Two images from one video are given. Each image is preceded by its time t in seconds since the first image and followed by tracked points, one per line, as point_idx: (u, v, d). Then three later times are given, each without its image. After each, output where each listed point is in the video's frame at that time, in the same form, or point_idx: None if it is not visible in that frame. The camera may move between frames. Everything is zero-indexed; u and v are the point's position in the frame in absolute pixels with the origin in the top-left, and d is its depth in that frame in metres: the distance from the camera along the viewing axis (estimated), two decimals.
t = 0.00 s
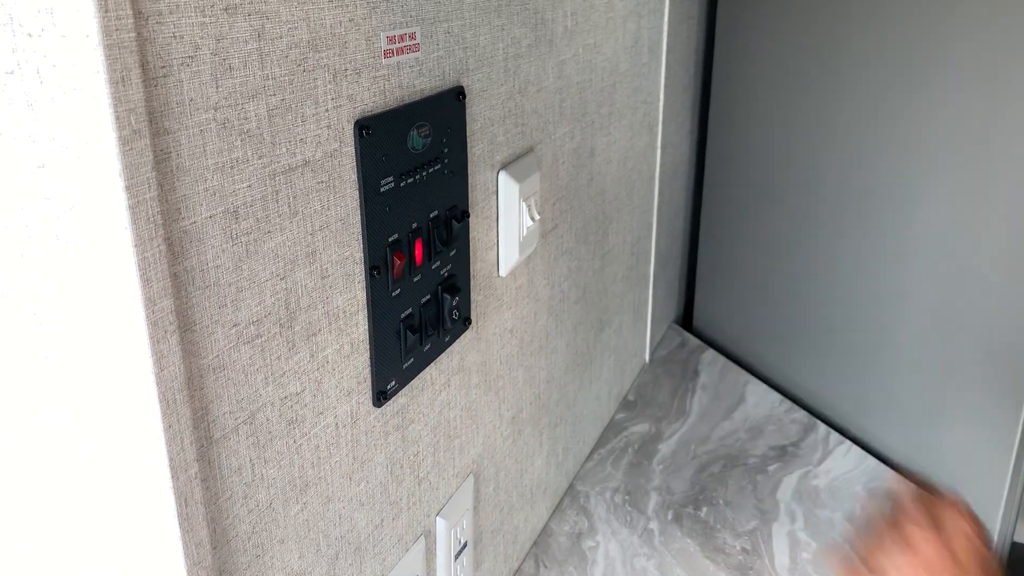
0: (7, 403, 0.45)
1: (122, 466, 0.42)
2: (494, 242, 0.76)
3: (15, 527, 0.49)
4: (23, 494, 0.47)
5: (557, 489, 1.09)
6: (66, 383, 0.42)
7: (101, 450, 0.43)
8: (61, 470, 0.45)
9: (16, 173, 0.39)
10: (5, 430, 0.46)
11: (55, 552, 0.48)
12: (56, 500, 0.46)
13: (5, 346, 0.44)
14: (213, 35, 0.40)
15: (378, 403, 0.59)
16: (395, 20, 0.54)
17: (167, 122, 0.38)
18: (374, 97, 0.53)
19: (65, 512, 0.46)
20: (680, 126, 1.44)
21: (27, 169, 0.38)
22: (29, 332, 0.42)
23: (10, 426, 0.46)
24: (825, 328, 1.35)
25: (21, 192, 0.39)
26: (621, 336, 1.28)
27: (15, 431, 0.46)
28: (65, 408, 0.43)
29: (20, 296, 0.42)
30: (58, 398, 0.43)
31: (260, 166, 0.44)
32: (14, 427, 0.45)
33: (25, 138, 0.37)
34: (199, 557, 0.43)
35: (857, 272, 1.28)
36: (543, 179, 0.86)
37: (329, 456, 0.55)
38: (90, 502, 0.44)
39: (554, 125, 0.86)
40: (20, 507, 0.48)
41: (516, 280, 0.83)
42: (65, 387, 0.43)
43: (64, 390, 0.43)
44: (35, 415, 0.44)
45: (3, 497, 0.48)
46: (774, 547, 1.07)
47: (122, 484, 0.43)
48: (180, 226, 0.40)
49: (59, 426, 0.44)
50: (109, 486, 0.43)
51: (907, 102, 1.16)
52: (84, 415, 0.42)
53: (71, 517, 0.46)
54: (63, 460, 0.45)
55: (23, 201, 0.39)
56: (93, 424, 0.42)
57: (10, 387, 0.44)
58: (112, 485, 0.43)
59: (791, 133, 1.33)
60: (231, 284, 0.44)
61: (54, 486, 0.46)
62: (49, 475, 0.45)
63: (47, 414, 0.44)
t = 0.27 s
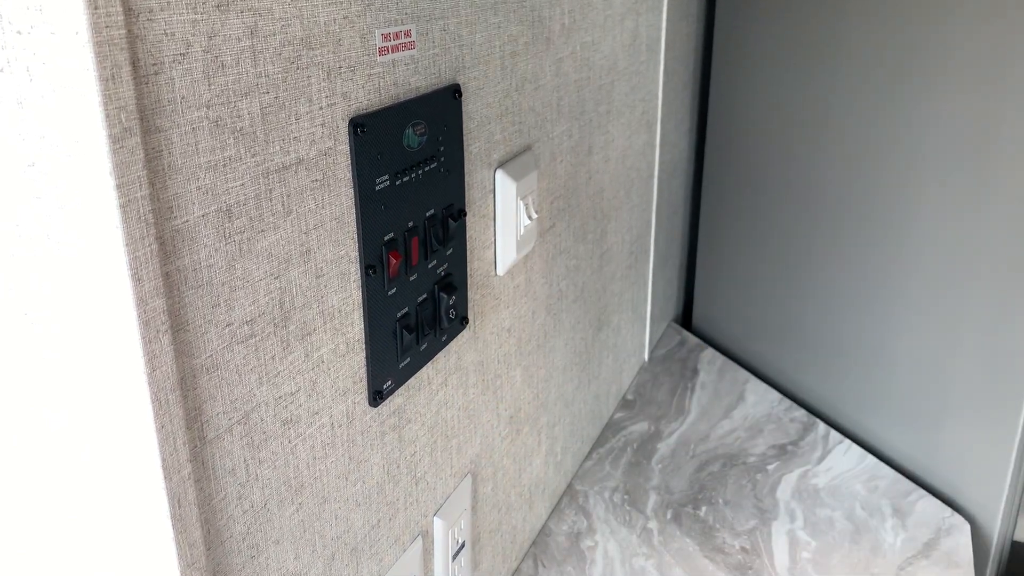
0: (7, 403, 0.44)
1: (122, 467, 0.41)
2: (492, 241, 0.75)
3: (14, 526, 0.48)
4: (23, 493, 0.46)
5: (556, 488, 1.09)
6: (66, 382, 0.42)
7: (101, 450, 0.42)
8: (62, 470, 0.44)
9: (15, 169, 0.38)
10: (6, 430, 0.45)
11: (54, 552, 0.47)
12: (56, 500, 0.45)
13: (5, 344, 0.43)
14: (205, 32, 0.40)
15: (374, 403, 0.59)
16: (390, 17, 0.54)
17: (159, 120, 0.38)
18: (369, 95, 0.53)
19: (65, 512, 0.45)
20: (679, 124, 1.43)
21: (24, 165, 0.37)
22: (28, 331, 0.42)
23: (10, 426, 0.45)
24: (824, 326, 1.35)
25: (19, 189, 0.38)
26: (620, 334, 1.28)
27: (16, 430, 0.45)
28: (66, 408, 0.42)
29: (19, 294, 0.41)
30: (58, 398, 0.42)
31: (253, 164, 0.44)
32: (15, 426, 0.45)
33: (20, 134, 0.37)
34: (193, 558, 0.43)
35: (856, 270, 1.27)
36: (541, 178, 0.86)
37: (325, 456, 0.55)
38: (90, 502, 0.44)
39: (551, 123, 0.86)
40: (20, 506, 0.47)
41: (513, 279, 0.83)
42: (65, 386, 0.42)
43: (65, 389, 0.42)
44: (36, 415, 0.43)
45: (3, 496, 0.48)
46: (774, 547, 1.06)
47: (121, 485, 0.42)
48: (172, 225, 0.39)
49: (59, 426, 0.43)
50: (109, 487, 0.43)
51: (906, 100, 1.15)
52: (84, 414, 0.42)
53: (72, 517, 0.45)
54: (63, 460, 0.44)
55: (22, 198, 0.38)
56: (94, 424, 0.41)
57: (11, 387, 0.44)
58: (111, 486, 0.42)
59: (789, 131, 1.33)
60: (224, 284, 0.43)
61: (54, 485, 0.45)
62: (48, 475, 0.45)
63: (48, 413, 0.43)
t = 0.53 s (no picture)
0: (8, 402, 0.44)
1: (121, 468, 0.41)
2: (490, 240, 0.75)
3: (15, 527, 0.48)
4: (24, 493, 0.46)
5: (556, 488, 1.08)
6: (66, 382, 0.41)
7: (101, 450, 0.41)
8: (63, 470, 0.44)
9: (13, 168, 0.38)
10: (6, 430, 0.45)
11: (55, 552, 0.47)
12: (56, 500, 0.45)
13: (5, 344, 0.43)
14: (199, 31, 0.39)
15: (372, 403, 0.59)
16: (387, 15, 0.54)
17: (153, 120, 0.38)
18: (366, 94, 0.53)
19: (65, 512, 0.45)
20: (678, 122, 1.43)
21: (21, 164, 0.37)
22: (27, 332, 0.41)
23: (10, 426, 0.45)
24: (825, 324, 1.35)
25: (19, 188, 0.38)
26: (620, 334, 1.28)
27: (16, 430, 0.45)
28: (66, 409, 0.42)
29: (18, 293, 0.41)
30: (58, 399, 0.42)
31: (249, 164, 0.44)
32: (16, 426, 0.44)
33: (17, 133, 0.37)
34: (189, 560, 0.43)
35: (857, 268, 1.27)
36: (540, 177, 0.86)
37: (323, 457, 0.55)
38: (90, 502, 0.43)
39: (550, 122, 0.86)
40: (21, 506, 0.47)
41: (512, 278, 0.83)
42: (65, 386, 0.41)
43: (64, 389, 0.42)
44: (37, 415, 0.43)
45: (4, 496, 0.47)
46: (775, 546, 1.06)
47: (125, 485, 0.41)
48: (167, 225, 0.39)
49: (59, 426, 0.43)
50: (108, 487, 0.42)
51: (907, 97, 1.15)
52: (83, 414, 0.41)
53: (72, 517, 0.45)
54: (64, 460, 0.44)
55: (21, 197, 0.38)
56: (93, 425, 0.41)
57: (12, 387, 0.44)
58: (111, 487, 0.42)
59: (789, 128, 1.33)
60: (220, 284, 0.43)
61: (54, 485, 0.45)
62: (51, 475, 0.44)
63: (48, 413, 0.43)
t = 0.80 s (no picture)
0: (7, 402, 0.44)
1: (121, 468, 0.41)
2: (489, 240, 0.75)
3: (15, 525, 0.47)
4: (24, 492, 0.45)
5: (556, 488, 1.08)
6: (66, 382, 0.41)
7: (103, 450, 0.41)
8: (65, 470, 0.43)
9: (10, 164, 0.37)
10: (6, 430, 0.44)
11: (56, 552, 0.46)
12: (57, 500, 0.44)
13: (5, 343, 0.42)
14: (193, 31, 0.39)
15: (369, 404, 0.59)
16: (384, 15, 0.53)
17: (146, 120, 0.37)
18: (362, 94, 0.53)
19: (67, 512, 0.44)
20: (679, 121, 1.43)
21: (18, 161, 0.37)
22: (25, 331, 0.41)
23: (10, 426, 0.44)
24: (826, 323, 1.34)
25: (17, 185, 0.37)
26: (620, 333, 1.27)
27: (16, 430, 0.44)
28: (66, 408, 0.41)
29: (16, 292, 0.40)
30: (59, 399, 0.41)
31: (244, 165, 0.44)
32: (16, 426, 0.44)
33: (13, 130, 0.36)
34: (184, 563, 0.43)
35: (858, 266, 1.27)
36: (539, 176, 0.85)
37: (320, 458, 0.54)
38: (91, 502, 0.43)
39: (549, 121, 0.86)
40: (21, 504, 0.46)
41: (511, 278, 0.82)
42: (65, 386, 0.41)
43: (65, 389, 0.41)
44: (37, 414, 0.42)
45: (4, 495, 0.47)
46: (776, 547, 1.06)
47: (125, 486, 0.41)
48: (161, 226, 0.39)
49: (60, 426, 0.42)
50: (111, 488, 0.42)
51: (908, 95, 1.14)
52: (84, 414, 0.41)
53: (74, 516, 0.44)
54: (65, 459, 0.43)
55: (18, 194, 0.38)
56: (94, 424, 0.40)
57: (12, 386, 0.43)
58: (113, 488, 0.41)
59: (790, 126, 1.32)
60: (215, 285, 0.43)
61: (55, 485, 0.44)
62: (52, 475, 0.44)
63: (49, 413, 0.42)
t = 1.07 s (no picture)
0: (6, 402, 0.43)
1: (120, 468, 0.40)
2: (489, 240, 0.75)
3: (14, 525, 0.47)
4: (24, 492, 0.45)
5: (557, 488, 1.08)
6: (65, 382, 0.40)
7: (101, 450, 0.41)
8: (64, 470, 0.43)
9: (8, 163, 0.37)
10: (6, 430, 0.44)
11: (55, 551, 0.46)
12: (56, 500, 0.44)
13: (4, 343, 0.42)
14: (190, 30, 0.39)
15: (369, 404, 0.59)
16: (382, 14, 0.53)
17: (143, 120, 0.37)
18: (361, 93, 0.52)
19: (66, 511, 0.44)
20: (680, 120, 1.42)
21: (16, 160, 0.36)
22: (24, 331, 0.41)
23: (10, 426, 0.44)
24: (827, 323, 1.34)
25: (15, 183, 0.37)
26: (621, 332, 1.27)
27: (16, 430, 0.44)
28: (65, 408, 0.41)
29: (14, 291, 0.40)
30: (58, 398, 0.41)
31: (241, 165, 0.43)
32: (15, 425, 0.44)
33: (10, 130, 0.36)
34: (181, 564, 0.42)
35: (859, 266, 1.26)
36: (539, 176, 0.85)
37: (318, 459, 0.54)
38: (89, 502, 0.43)
39: (549, 121, 0.85)
40: (20, 503, 0.46)
41: (511, 278, 0.82)
42: (64, 386, 0.41)
43: (64, 389, 0.41)
44: (37, 414, 0.42)
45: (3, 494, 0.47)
46: (777, 547, 1.06)
47: (124, 486, 0.41)
48: (158, 226, 0.39)
49: (59, 426, 0.42)
50: (109, 487, 0.41)
51: (909, 94, 1.14)
52: (83, 414, 0.40)
53: (73, 516, 0.44)
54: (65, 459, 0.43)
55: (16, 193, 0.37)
56: (93, 424, 0.40)
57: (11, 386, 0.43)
58: (111, 487, 0.41)
59: (791, 126, 1.32)
60: (212, 286, 0.43)
61: (54, 484, 0.44)
62: (50, 474, 0.44)
63: (48, 413, 0.42)
